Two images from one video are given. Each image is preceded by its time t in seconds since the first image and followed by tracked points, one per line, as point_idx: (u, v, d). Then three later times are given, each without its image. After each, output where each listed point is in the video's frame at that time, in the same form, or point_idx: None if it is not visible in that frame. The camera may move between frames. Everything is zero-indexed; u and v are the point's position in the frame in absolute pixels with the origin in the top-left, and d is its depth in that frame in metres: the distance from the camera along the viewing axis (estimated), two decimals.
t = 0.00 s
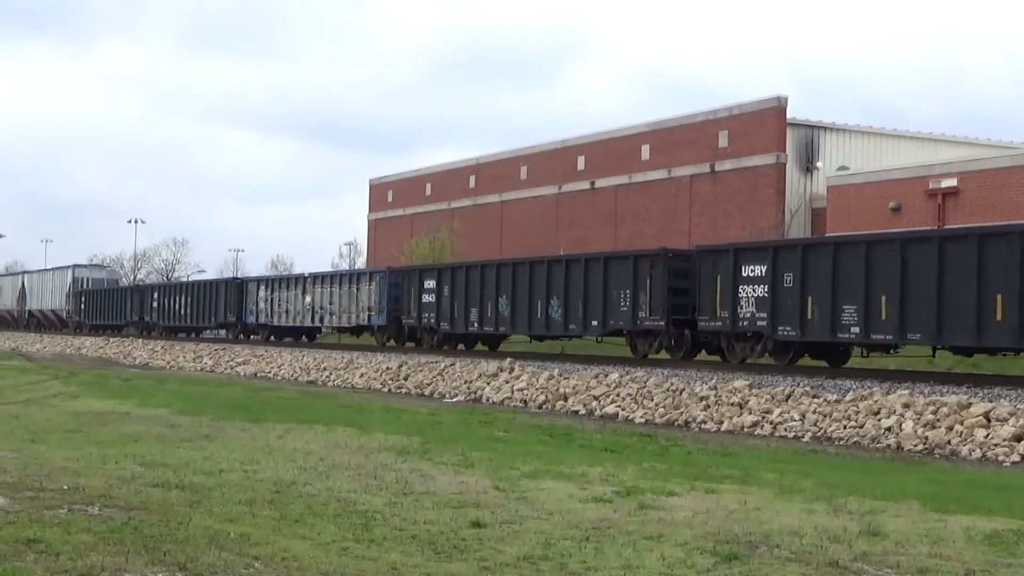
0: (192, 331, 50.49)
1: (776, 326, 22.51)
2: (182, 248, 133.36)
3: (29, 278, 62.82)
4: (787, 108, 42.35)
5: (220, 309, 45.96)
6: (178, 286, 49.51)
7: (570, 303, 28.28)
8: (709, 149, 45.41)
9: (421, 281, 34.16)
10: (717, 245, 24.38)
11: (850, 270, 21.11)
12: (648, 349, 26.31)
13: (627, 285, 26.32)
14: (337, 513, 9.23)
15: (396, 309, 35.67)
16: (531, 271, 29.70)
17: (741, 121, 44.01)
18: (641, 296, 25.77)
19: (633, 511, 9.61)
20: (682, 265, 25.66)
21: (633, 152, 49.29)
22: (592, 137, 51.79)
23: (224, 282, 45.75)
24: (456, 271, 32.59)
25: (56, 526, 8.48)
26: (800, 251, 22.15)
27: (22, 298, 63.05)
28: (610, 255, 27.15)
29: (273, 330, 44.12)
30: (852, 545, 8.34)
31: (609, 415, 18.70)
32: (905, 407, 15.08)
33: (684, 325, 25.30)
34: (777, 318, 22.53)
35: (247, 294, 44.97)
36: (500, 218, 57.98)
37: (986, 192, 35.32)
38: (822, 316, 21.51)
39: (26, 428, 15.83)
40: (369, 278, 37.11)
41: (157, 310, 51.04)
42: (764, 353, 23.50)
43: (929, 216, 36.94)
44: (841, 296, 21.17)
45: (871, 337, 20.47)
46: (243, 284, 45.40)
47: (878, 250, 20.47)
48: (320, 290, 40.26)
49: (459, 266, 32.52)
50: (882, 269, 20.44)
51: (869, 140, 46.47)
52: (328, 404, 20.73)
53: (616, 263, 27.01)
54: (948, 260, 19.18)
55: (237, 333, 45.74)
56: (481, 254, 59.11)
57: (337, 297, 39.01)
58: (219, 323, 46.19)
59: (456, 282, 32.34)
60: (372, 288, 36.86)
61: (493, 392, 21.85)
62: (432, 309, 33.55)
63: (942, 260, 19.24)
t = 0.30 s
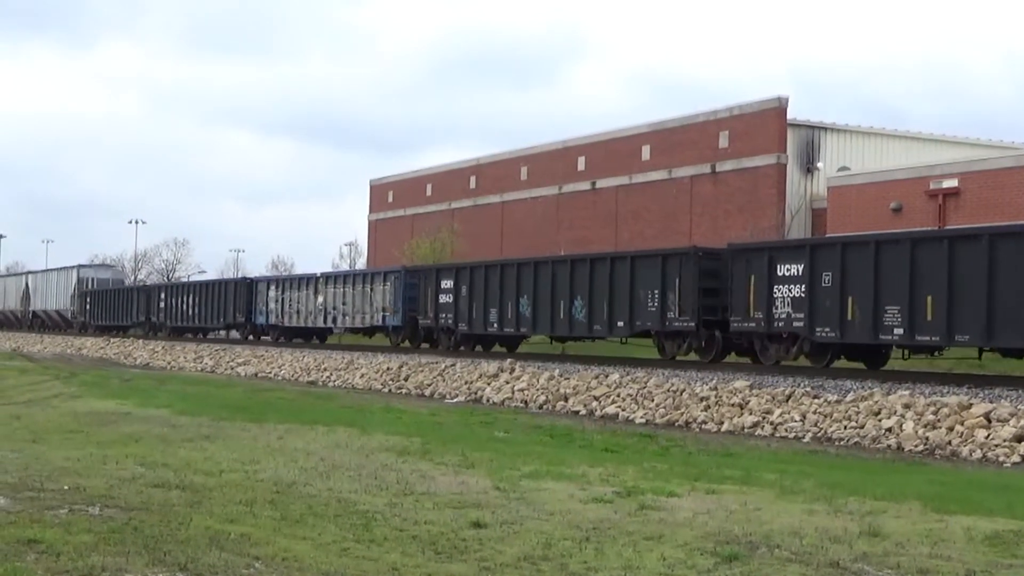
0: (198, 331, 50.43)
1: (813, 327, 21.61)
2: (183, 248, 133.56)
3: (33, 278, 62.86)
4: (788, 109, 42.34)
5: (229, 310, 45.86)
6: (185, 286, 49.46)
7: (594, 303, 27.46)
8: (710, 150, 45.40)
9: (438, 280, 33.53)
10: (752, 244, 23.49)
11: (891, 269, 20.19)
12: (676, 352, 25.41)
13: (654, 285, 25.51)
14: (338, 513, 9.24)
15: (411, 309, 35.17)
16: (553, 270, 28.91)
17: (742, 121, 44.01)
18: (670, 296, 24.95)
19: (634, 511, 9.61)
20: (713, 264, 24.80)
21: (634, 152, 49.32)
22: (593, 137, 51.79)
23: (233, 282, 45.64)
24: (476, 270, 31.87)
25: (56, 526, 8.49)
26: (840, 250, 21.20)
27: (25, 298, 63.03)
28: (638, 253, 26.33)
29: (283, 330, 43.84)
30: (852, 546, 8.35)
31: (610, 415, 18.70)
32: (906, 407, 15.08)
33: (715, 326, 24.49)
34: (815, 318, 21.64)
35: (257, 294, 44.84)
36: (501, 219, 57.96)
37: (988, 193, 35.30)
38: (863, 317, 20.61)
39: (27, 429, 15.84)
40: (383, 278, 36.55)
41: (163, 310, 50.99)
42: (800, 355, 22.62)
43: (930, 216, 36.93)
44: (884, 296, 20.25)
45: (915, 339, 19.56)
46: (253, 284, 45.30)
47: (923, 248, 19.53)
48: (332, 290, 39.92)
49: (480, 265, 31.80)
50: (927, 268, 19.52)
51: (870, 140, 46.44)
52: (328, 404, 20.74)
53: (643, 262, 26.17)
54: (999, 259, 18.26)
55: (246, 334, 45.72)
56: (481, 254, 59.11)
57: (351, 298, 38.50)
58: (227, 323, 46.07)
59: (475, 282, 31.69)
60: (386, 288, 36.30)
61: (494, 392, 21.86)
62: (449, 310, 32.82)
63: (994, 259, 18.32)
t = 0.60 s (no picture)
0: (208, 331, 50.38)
1: (855, 327, 21.31)
2: (184, 247, 133.59)
3: (39, 276, 62.73)
4: (789, 108, 42.31)
5: (240, 309, 45.77)
6: (194, 286, 49.39)
7: (621, 302, 27.28)
8: (712, 149, 45.41)
9: (456, 279, 33.32)
10: (789, 241, 23.24)
11: (939, 268, 19.91)
12: (706, 352, 25.24)
13: (686, 283, 25.33)
14: (340, 513, 9.23)
15: (430, 308, 34.92)
16: (579, 269, 28.74)
17: (744, 121, 44.00)
18: (701, 295, 24.81)
19: (636, 511, 9.60)
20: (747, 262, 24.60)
21: (635, 152, 49.30)
22: (594, 137, 51.80)
23: (244, 281, 45.54)
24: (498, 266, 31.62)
25: (57, 525, 8.48)
26: (884, 247, 20.90)
27: (31, 297, 63.00)
28: (667, 251, 26.19)
29: (295, 330, 43.62)
30: (854, 545, 8.33)
31: (611, 414, 18.70)
32: (908, 407, 15.07)
33: (749, 326, 24.28)
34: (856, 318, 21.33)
35: (268, 293, 44.70)
36: (503, 218, 57.98)
37: (991, 192, 35.26)
38: (909, 318, 20.31)
39: (29, 428, 15.83)
40: (400, 276, 36.25)
41: (172, 309, 50.95)
42: (840, 356, 22.27)
43: (932, 216, 36.91)
44: (931, 295, 19.95)
45: (966, 339, 19.25)
46: (265, 283, 45.19)
47: (974, 245, 19.24)
48: (347, 289, 39.64)
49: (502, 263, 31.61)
50: (978, 265, 19.22)
51: (871, 140, 46.43)
52: (330, 404, 20.73)
53: (673, 260, 26.05)
54: None
55: (257, 334, 45.35)
56: (483, 253, 59.17)
57: (366, 297, 38.20)
58: (238, 322, 45.95)
59: (496, 281, 31.48)
60: (403, 287, 36.02)
61: (496, 391, 21.85)
62: (469, 309, 32.65)
63: None
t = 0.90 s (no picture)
0: (216, 330, 50.30)
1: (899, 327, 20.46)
2: (186, 246, 133.62)
3: (44, 276, 62.60)
4: (791, 108, 42.27)
5: (250, 308, 45.63)
6: (204, 285, 49.30)
7: (649, 301, 26.45)
8: (713, 148, 45.38)
9: (476, 278, 32.63)
10: (828, 238, 22.29)
11: (993, 266, 18.94)
12: (740, 352, 24.40)
13: (719, 281, 24.49)
14: (341, 512, 9.21)
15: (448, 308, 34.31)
16: (606, 268, 27.88)
17: (745, 120, 43.97)
18: (735, 294, 24.02)
19: (637, 511, 9.58)
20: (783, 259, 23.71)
21: (636, 151, 49.29)
22: (595, 136, 51.78)
23: (255, 280, 45.39)
24: (522, 263, 30.82)
25: (59, 525, 8.48)
26: (930, 244, 19.99)
27: (36, 296, 62.98)
28: (698, 248, 25.37)
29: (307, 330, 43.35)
30: (857, 545, 8.33)
31: (613, 414, 18.68)
32: (910, 407, 15.04)
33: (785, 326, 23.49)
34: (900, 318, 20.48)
35: (280, 292, 44.54)
36: (505, 217, 57.96)
37: (993, 192, 35.21)
38: (957, 317, 19.44)
39: (31, 427, 15.82)
40: (417, 276, 35.79)
41: (180, 309, 50.88)
42: (883, 356, 21.46)
43: (934, 215, 36.89)
44: (982, 294, 19.06)
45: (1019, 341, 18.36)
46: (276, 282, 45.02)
47: None
48: (363, 288, 39.26)
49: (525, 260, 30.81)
50: None
51: (873, 139, 46.40)
52: (332, 403, 20.68)
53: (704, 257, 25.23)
54: None
55: (268, 334, 45.27)
56: (484, 253, 59.17)
57: (382, 297, 37.85)
58: (249, 322, 45.84)
59: (518, 280, 30.66)
60: (420, 286, 35.52)
61: (497, 391, 21.82)
62: (489, 309, 31.84)
63: None
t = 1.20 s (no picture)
0: (227, 330, 50.25)
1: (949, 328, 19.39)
2: (190, 246, 133.72)
3: (52, 276, 62.53)
4: (795, 108, 42.22)
5: (262, 308, 45.44)
6: (216, 284, 49.19)
7: (682, 301, 25.69)
8: (717, 148, 45.35)
9: (499, 276, 31.98)
10: (871, 234, 21.12)
11: None
12: (776, 354, 23.54)
13: (755, 281, 23.74)
14: (346, 512, 9.21)
15: (469, 307, 33.72)
16: (635, 266, 27.09)
17: (749, 120, 43.94)
18: (772, 293, 23.26)
19: (641, 511, 9.58)
20: (824, 257, 22.89)
21: (640, 151, 49.28)
22: (599, 136, 51.76)
23: (268, 279, 45.17)
24: (546, 261, 30.07)
25: (64, 524, 8.49)
26: (984, 241, 18.95)
27: (44, 296, 62.95)
28: (733, 245, 24.60)
29: (322, 330, 43.02)
30: (861, 545, 8.32)
31: (617, 414, 18.68)
32: (914, 407, 15.01)
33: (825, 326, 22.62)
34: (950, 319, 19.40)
35: (294, 292, 44.26)
36: (509, 217, 57.97)
37: (997, 191, 35.17)
38: (1013, 318, 18.43)
39: (36, 427, 15.85)
40: (436, 275, 35.28)
41: (192, 308, 50.89)
42: (930, 359, 20.40)
43: (938, 216, 36.85)
44: None
45: None
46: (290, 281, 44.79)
47: None
48: (380, 288, 38.83)
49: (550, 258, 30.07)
50: None
51: (878, 139, 46.35)
52: (335, 403, 20.67)
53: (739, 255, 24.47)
54: None
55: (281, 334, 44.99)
56: (488, 253, 59.21)
57: (400, 295, 37.46)
58: (261, 322, 45.65)
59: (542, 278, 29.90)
60: (439, 286, 34.98)
61: (501, 391, 21.83)
62: (512, 308, 31.20)
63: None
